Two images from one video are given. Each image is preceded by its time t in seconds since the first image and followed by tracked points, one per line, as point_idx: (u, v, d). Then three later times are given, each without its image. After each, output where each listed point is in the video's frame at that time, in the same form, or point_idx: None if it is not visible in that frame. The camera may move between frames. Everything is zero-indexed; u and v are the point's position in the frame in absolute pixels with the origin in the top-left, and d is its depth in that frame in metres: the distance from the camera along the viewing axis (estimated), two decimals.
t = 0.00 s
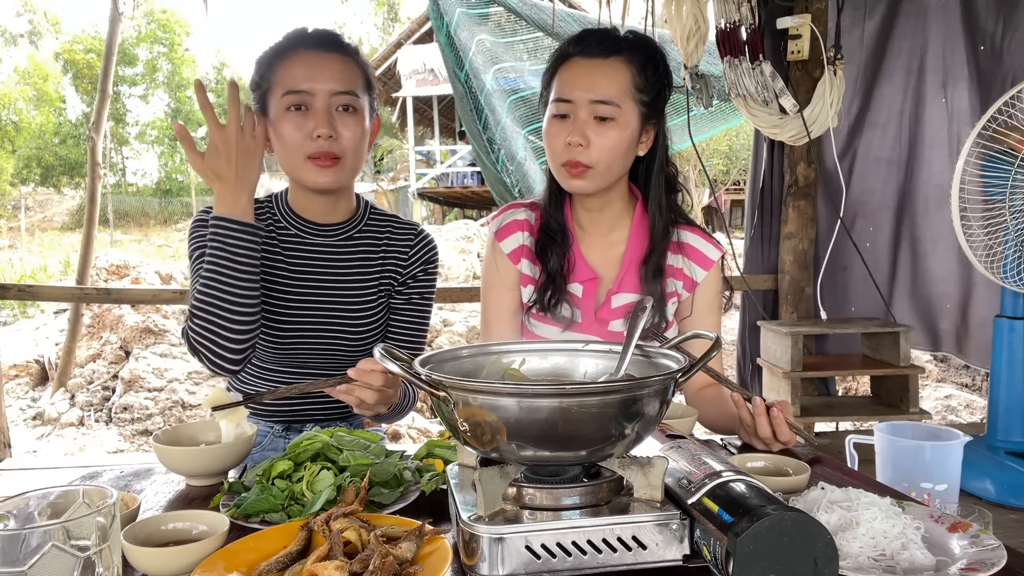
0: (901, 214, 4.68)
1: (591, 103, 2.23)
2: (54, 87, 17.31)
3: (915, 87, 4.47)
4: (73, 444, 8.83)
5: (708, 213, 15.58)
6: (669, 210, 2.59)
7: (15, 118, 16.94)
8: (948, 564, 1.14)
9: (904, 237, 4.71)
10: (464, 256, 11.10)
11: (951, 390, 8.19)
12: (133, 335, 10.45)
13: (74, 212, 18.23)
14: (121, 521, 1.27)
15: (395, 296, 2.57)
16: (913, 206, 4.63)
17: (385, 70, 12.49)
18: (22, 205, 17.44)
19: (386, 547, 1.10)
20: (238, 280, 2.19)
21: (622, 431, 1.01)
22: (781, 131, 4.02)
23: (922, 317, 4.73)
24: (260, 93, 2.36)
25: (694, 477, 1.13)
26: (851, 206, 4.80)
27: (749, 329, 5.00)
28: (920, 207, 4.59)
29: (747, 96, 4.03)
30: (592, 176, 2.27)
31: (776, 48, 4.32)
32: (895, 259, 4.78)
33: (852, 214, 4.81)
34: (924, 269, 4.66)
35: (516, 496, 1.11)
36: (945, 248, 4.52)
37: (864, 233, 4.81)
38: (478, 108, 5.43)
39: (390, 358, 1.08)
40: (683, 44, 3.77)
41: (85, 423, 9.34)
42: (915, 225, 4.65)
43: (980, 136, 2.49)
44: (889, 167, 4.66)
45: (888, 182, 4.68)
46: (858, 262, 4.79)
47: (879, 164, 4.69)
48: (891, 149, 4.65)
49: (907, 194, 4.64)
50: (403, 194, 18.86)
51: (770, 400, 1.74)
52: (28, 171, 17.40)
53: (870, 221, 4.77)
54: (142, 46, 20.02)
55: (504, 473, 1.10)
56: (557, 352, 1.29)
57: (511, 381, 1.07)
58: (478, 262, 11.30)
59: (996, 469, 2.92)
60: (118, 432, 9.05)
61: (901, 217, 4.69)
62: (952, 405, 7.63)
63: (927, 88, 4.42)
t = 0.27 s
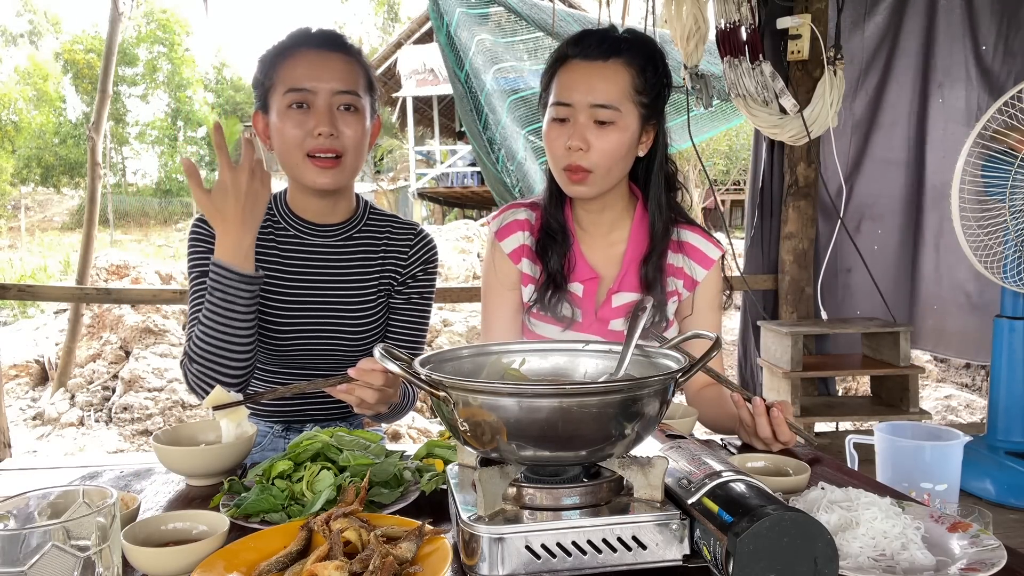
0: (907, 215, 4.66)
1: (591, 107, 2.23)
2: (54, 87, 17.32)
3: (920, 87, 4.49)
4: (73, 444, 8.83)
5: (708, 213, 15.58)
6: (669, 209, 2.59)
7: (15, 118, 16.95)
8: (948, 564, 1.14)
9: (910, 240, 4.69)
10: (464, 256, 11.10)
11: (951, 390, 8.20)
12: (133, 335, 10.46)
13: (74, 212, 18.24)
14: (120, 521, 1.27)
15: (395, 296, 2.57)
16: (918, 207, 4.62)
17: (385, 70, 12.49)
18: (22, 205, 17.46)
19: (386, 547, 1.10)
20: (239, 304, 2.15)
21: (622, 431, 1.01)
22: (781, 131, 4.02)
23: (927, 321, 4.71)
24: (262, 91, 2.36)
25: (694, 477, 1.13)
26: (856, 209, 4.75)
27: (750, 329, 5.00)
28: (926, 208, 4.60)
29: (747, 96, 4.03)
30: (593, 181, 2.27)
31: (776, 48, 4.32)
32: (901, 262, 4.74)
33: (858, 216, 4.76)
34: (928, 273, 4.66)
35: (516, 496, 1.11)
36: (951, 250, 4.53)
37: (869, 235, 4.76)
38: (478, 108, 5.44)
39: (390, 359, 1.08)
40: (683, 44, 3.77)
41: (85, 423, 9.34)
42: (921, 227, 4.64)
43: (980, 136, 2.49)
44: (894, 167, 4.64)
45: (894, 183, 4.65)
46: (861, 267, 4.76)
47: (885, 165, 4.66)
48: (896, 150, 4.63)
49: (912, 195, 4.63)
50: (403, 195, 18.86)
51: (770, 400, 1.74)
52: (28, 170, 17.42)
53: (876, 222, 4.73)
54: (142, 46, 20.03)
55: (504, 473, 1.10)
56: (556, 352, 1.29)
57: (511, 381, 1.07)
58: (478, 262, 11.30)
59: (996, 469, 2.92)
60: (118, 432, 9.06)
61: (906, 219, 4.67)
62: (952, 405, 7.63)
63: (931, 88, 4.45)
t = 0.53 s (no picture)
0: (910, 215, 4.66)
1: (591, 107, 2.23)
2: (54, 87, 17.33)
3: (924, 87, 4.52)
4: (73, 444, 8.83)
5: (708, 213, 15.59)
6: (669, 209, 2.59)
7: (14, 118, 16.96)
8: (948, 564, 1.14)
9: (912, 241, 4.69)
10: (464, 256, 11.11)
11: (951, 390, 8.20)
12: (132, 335, 10.46)
13: (74, 212, 18.25)
14: (120, 521, 1.27)
15: (394, 295, 2.57)
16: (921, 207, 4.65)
17: (385, 70, 12.49)
18: (21, 205, 17.49)
19: (386, 547, 1.10)
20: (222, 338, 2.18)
21: (622, 431, 1.01)
22: (781, 131, 4.02)
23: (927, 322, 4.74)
24: (264, 90, 2.36)
25: (694, 477, 1.13)
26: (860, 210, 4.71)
27: (750, 329, 5.00)
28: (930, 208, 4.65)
29: (747, 96, 4.03)
30: (593, 180, 2.27)
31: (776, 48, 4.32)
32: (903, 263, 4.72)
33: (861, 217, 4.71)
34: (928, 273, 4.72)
35: (516, 496, 1.11)
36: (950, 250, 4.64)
37: (873, 236, 4.73)
38: (478, 108, 5.44)
39: (390, 358, 1.08)
40: (683, 44, 3.77)
41: (85, 423, 9.35)
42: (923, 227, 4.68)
43: (980, 136, 2.49)
44: (898, 168, 4.63)
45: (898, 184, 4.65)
46: (863, 267, 4.70)
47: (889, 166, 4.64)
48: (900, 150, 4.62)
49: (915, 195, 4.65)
50: (403, 195, 18.86)
51: (770, 400, 1.74)
52: (28, 170, 17.45)
53: (880, 223, 4.71)
54: (142, 46, 20.04)
55: (504, 473, 1.10)
56: (557, 352, 1.29)
57: (511, 381, 1.07)
58: (478, 262, 11.31)
59: (996, 468, 2.92)
60: (118, 432, 9.07)
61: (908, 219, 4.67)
62: (951, 405, 7.64)
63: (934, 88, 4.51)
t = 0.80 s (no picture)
0: (910, 216, 4.63)
1: (593, 106, 2.23)
2: (54, 87, 17.34)
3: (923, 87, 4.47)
4: (74, 444, 8.83)
5: (708, 213, 15.59)
6: (670, 209, 2.59)
7: (15, 118, 16.97)
8: (948, 564, 1.14)
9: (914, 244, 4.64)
10: (464, 256, 11.11)
11: (951, 391, 8.21)
12: (132, 335, 10.47)
13: (74, 212, 18.26)
14: (121, 521, 1.27)
15: (394, 295, 2.57)
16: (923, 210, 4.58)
17: (385, 70, 12.50)
18: (21, 205, 17.51)
19: (386, 547, 1.10)
20: (217, 350, 2.19)
21: (622, 431, 1.01)
22: (781, 131, 4.03)
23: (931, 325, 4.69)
24: (262, 91, 2.36)
25: (694, 477, 1.13)
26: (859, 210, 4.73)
27: (750, 329, 5.00)
28: (932, 211, 4.56)
29: (746, 96, 4.04)
30: (594, 180, 2.27)
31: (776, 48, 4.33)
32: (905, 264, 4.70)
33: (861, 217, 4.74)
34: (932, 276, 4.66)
35: (516, 495, 1.11)
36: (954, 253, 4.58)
37: (873, 236, 4.74)
38: (478, 108, 5.45)
39: (390, 359, 1.08)
40: (683, 44, 3.77)
41: (85, 424, 9.36)
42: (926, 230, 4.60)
43: (980, 136, 2.49)
44: (897, 169, 4.62)
45: (897, 185, 4.63)
46: (863, 267, 4.73)
47: (888, 167, 4.64)
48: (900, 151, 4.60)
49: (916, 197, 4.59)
50: (403, 195, 18.87)
51: (770, 400, 1.74)
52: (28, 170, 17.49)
53: (879, 224, 4.71)
54: (142, 46, 20.04)
55: (504, 473, 1.10)
56: (557, 352, 1.29)
57: (511, 381, 1.07)
58: (478, 262, 11.32)
59: (996, 469, 2.92)
60: (118, 432, 9.07)
61: (909, 222, 4.63)
62: (952, 405, 7.63)
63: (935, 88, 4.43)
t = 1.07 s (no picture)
0: (910, 216, 4.61)
1: (594, 106, 2.23)
2: (54, 87, 17.34)
3: (922, 86, 4.42)
4: (74, 444, 8.84)
5: (708, 213, 15.58)
6: (669, 208, 2.59)
7: (15, 118, 16.98)
8: (948, 564, 1.14)
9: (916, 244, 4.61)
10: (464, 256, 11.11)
11: (951, 390, 8.22)
12: (132, 335, 10.47)
13: (74, 212, 18.27)
14: (120, 521, 1.27)
15: (394, 295, 2.57)
16: (922, 210, 4.54)
17: (385, 70, 12.50)
18: (21, 205, 17.52)
19: (386, 547, 1.10)
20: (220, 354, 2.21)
21: (622, 431, 1.01)
22: (781, 131, 4.04)
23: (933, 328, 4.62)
24: (261, 91, 2.36)
25: (694, 478, 1.13)
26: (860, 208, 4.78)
27: (750, 329, 5.01)
28: (930, 212, 4.51)
29: (746, 96, 4.04)
30: (595, 179, 2.27)
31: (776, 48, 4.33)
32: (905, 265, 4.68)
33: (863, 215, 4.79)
34: (933, 278, 4.58)
35: (516, 496, 1.11)
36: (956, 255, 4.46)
37: (873, 236, 4.77)
38: (478, 108, 5.45)
39: (390, 359, 1.08)
40: (683, 44, 3.77)
41: (85, 423, 9.36)
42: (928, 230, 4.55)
43: (981, 136, 2.49)
44: (897, 169, 4.61)
45: (897, 184, 4.62)
46: (863, 267, 4.81)
47: (888, 166, 4.64)
48: (900, 151, 4.59)
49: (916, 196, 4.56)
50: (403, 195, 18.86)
51: (770, 400, 1.74)
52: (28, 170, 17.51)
53: (879, 223, 4.73)
54: (142, 46, 20.03)
55: (504, 473, 1.11)
56: (556, 352, 1.29)
57: (511, 381, 1.07)
58: (478, 262, 11.32)
59: (996, 469, 2.92)
60: (118, 432, 9.08)
61: (910, 222, 4.61)
62: (952, 405, 7.63)
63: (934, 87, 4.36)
